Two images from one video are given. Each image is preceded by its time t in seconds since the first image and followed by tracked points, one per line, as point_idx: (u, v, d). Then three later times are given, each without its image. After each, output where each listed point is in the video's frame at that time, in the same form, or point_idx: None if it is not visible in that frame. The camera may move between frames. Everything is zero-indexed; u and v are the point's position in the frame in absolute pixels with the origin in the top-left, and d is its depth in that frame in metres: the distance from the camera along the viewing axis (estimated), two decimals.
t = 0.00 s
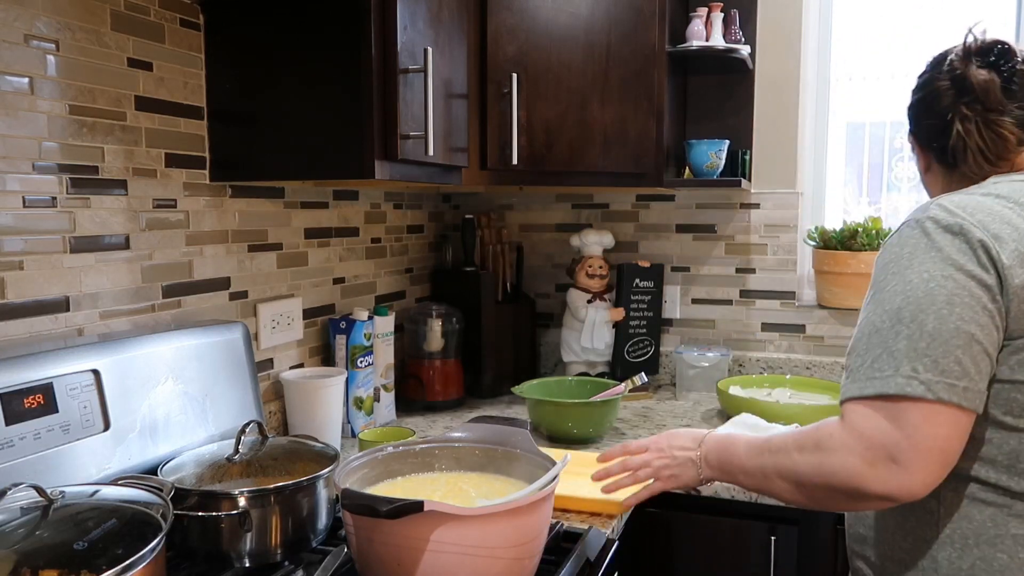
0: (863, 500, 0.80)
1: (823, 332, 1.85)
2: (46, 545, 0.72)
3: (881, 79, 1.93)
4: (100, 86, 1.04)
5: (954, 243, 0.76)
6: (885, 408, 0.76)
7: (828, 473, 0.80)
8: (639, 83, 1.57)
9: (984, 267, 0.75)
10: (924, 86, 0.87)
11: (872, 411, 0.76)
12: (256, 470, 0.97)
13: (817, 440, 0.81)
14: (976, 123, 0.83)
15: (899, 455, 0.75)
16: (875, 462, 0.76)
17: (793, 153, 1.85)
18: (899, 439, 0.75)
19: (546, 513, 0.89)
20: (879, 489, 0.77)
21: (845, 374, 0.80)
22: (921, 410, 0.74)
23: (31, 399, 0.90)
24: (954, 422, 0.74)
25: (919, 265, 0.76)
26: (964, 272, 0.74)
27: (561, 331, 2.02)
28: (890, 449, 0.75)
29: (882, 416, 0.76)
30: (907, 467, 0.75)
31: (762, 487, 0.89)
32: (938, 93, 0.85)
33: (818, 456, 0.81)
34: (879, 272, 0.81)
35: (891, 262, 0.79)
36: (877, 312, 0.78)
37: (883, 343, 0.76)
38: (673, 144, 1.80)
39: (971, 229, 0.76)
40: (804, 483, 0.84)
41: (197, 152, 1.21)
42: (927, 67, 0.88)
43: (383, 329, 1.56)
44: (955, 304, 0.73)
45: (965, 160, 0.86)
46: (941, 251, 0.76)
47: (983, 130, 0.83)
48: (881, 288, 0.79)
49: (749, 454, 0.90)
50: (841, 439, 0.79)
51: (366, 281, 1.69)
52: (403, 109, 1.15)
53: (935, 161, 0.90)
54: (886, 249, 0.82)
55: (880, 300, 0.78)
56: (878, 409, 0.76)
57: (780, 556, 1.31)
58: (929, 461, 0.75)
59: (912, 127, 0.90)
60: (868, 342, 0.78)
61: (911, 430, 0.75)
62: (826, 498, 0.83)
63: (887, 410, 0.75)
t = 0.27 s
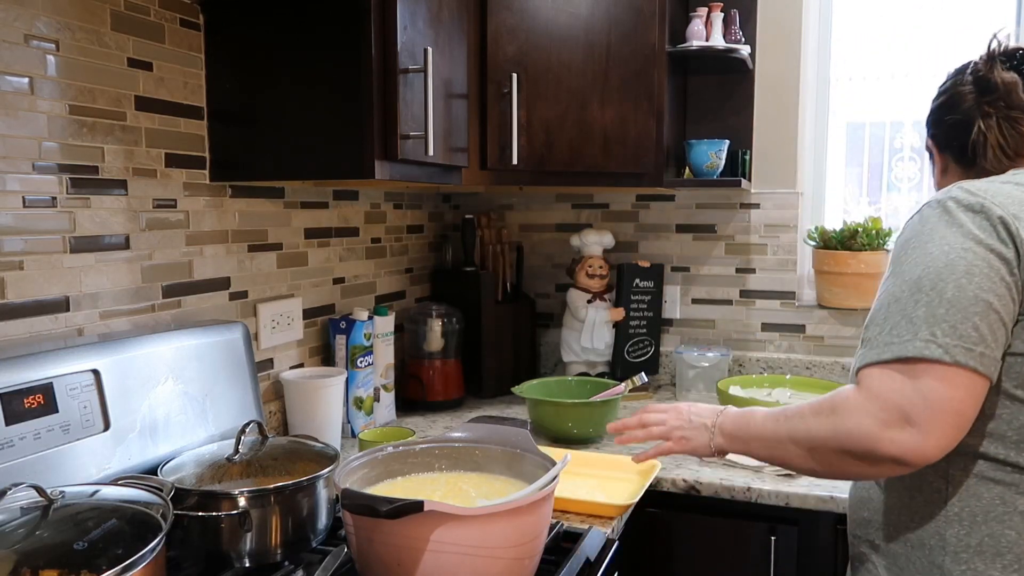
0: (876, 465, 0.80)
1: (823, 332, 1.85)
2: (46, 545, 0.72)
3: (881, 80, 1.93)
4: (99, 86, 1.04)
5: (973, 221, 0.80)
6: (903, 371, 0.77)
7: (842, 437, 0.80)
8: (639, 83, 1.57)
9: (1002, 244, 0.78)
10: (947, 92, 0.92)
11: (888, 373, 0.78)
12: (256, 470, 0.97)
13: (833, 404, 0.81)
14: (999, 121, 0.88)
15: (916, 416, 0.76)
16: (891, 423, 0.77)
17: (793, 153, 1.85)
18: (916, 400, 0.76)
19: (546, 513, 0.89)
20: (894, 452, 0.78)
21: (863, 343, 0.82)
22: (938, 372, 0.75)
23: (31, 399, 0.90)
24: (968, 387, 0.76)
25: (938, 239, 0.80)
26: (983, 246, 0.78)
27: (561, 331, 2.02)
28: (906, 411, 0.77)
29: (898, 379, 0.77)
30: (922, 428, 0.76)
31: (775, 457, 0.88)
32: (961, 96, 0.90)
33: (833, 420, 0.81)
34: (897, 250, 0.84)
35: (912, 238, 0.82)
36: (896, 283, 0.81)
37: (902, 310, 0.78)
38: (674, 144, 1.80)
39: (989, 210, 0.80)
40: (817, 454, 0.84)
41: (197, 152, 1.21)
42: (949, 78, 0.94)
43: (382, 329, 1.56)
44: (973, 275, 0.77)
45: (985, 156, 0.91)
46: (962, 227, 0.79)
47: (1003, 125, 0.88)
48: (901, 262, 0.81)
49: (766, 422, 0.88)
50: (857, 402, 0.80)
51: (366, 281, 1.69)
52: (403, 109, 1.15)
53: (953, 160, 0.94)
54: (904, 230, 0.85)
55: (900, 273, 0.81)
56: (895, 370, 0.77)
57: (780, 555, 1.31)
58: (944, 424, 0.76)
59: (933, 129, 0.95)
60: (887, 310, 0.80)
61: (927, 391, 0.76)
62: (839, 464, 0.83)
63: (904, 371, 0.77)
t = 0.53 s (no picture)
0: (888, 458, 0.81)
1: (823, 332, 1.85)
2: (46, 545, 0.72)
3: (881, 79, 1.93)
4: (99, 86, 1.04)
5: (980, 215, 0.81)
6: (912, 363, 0.78)
7: (853, 432, 0.82)
8: (639, 83, 1.57)
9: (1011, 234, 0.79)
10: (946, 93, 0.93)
11: (899, 366, 0.79)
12: (256, 470, 0.97)
13: (843, 399, 0.83)
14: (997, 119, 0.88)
15: (925, 408, 0.77)
16: (901, 417, 0.78)
17: (793, 153, 1.85)
18: (925, 392, 0.77)
19: (547, 513, 0.89)
20: (903, 444, 0.79)
21: (873, 337, 0.83)
22: (947, 363, 0.76)
23: (31, 399, 0.90)
24: (978, 379, 0.77)
25: (945, 234, 0.80)
26: (991, 238, 0.78)
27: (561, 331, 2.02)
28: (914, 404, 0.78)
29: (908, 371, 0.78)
30: (932, 420, 0.77)
31: (791, 452, 0.91)
32: (959, 97, 0.91)
33: (843, 415, 0.83)
34: (903, 245, 0.85)
35: (920, 232, 0.83)
36: (903, 277, 0.82)
37: (911, 304, 0.79)
38: (674, 144, 1.80)
39: (996, 201, 0.80)
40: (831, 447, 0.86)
41: (197, 152, 1.21)
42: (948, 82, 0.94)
43: (382, 329, 1.56)
44: (981, 269, 0.77)
45: (984, 155, 0.90)
46: (969, 220, 0.80)
47: (1003, 123, 0.88)
48: (909, 257, 0.82)
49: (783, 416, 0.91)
50: (866, 396, 0.81)
51: (366, 281, 1.69)
52: (403, 109, 1.15)
53: (953, 161, 0.94)
54: (911, 224, 0.86)
55: (907, 267, 0.82)
56: (905, 363, 0.78)
57: (780, 555, 1.31)
58: (954, 416, 0.77)
59: (932, 132, 0.95)
60: (897, 304, 0.81)
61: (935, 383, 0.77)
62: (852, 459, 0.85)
63: (914, 364, 0.78)
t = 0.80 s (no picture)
0: (892, 466, 0.81)
1: (823, 332, 1.85)
2: (46, 545, 0.72)
3: (881, 79, 1.93)
4: (99, 86, 1.04)
5: (978, 217, 0.81)
6: (908, 370, 0.78)
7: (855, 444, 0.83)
8: (639, 83, 1.57)
9: (1008, 236, 0.78)
10: (948, 91, 0.93)
11: (896, 374, 0.79)
12: (256, 470, 0.97)
13: (844, 412, 0.84)
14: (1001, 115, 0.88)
15: (921, 414, 0.77)
16: (899, 423, 0.78)
17: (793, 152, 1.85)
18: (921, 398, 0.77)
19: (546, 513, 0.89)
20: (903, 452, 0.79)
21: (872, 342, 0.83)
22: (942, 368, 0.76)
23: (31, 399, 0.90)
24: (975, 382, 0.76)
25: (942, 236, 0.81)
26: (988, 240, 0.78)
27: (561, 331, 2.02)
28: (909, 410, 0.78)
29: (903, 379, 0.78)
30: (929, 425, 0.77)
31: (804, 469, 0.91)
32: (962, 95, 0.91)
33: (845, 427, 0.83)
34: (903, 248, 0.85)
35: (918, 235, 0.83)
36: (902, 281, 0.82)
37: (909, 308, 0.79)
38: (674, 144, 1.80)
39: (993, 202, 0.80)
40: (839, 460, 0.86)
41: (197, 152, 1.21)
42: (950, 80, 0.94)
43: (382, 329, 1.56)
44: (979, 271, 0.77)
45: (990, 152, 0.90)
46: (966, 223, 0.80)
47: (1008, 119, 0.88)
48: (906, 261, 0.82)
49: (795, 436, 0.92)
50: (864, 407, 0.82)
51: (366, 281, 1.69)
52: (403, 109, 1.15)
53: (957, 159, 0.94)
54: (910, 227, 0.86)
55: (905, 271, 0.82)
56: (901, 370, 0.79)
57: (780, 555, 1.31)
58: (952, 420, 0.76)
59: (935, 130, 0.95)
60: (895, 308, 0.81)
61: (930, 389, 0.77)
62: (860, 470, 0.85)
63: (909, 371, 0.78)
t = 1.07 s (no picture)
0: (869, 464, 0.87)
1: (823, 332, 1.85)
2: (46, 545, 0.72)
3: (881, 79, 1.92)
4: (99, 86, 1.04)
5: (964, 220, 0.82)
6: (878, 374, 0.84)
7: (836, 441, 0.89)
8: (639, 83, 1.57)
9: (990, 241, 0.80)
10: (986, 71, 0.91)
11: (868, 376, 0.85)
12: (256, 470, 0.97)
13: (828, 414, 0.91)
14: None
15: (886, 414, 0.83)
16: (867, 424, 0.85)
17: (793, 152, 1.85)
18: (887, 401, 0.83)
19: (546, 513, 0.89)
20: (873, 449, 0.85)
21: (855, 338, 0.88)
22: (907, 373, 0.81)
23: (31, 399, 0.90)
24: (941, 387, 0.81)
25: (926, 238, 0.83)
26: (968, 244, 0.81)
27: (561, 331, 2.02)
28: (878, 411, 0.84)
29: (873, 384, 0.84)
30: (892, 425, 0.83)
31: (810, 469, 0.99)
32: (1005, 76, 0.90)
33: (828, 427, 0.91)
34: (895, 246, 0.88)
35: (907, 235, 0.86)
36: (885, 279, 0.86)
37: (884, 309, 0.84)
38: (674, 145, 1.80)
39: (981, 205, 0.82)
40: (827, 457, 0.93)
41: (197, 152, 1.21)
42: (981, 60, 0.93)
43: (382, 329, 1.56)
44: (954, 275, 0.80)
45: None
46: (951, 226, 0.82)
47: None
48: (892, 260, 0.86)
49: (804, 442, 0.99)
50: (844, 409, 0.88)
51: (366, 281, 1.69)
52: (403, 109, 1.15)
53: (987, 140, 0.93)
54: (906, 224, 0.89)
55: (891, 270, 0.86)
56: (873, 375, 0.84)
57: (780, 555, 1.31)
58: (915, 422, 0.82)
59: (966, 108, 0.93)
60: (875, 308, 0.85)
61: (895, 392, 0.82)
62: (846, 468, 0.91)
63: (881, 375, 0.83)
